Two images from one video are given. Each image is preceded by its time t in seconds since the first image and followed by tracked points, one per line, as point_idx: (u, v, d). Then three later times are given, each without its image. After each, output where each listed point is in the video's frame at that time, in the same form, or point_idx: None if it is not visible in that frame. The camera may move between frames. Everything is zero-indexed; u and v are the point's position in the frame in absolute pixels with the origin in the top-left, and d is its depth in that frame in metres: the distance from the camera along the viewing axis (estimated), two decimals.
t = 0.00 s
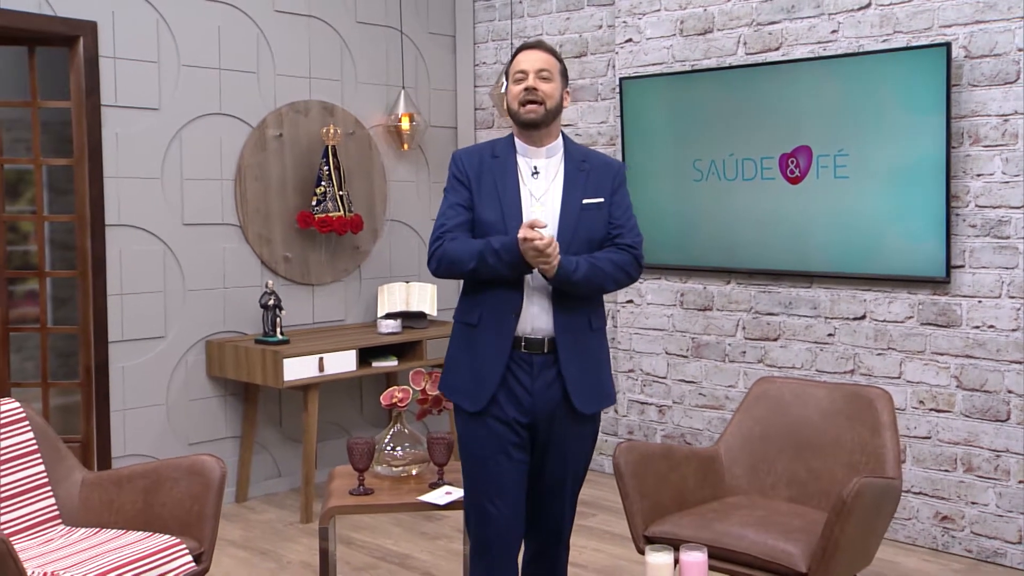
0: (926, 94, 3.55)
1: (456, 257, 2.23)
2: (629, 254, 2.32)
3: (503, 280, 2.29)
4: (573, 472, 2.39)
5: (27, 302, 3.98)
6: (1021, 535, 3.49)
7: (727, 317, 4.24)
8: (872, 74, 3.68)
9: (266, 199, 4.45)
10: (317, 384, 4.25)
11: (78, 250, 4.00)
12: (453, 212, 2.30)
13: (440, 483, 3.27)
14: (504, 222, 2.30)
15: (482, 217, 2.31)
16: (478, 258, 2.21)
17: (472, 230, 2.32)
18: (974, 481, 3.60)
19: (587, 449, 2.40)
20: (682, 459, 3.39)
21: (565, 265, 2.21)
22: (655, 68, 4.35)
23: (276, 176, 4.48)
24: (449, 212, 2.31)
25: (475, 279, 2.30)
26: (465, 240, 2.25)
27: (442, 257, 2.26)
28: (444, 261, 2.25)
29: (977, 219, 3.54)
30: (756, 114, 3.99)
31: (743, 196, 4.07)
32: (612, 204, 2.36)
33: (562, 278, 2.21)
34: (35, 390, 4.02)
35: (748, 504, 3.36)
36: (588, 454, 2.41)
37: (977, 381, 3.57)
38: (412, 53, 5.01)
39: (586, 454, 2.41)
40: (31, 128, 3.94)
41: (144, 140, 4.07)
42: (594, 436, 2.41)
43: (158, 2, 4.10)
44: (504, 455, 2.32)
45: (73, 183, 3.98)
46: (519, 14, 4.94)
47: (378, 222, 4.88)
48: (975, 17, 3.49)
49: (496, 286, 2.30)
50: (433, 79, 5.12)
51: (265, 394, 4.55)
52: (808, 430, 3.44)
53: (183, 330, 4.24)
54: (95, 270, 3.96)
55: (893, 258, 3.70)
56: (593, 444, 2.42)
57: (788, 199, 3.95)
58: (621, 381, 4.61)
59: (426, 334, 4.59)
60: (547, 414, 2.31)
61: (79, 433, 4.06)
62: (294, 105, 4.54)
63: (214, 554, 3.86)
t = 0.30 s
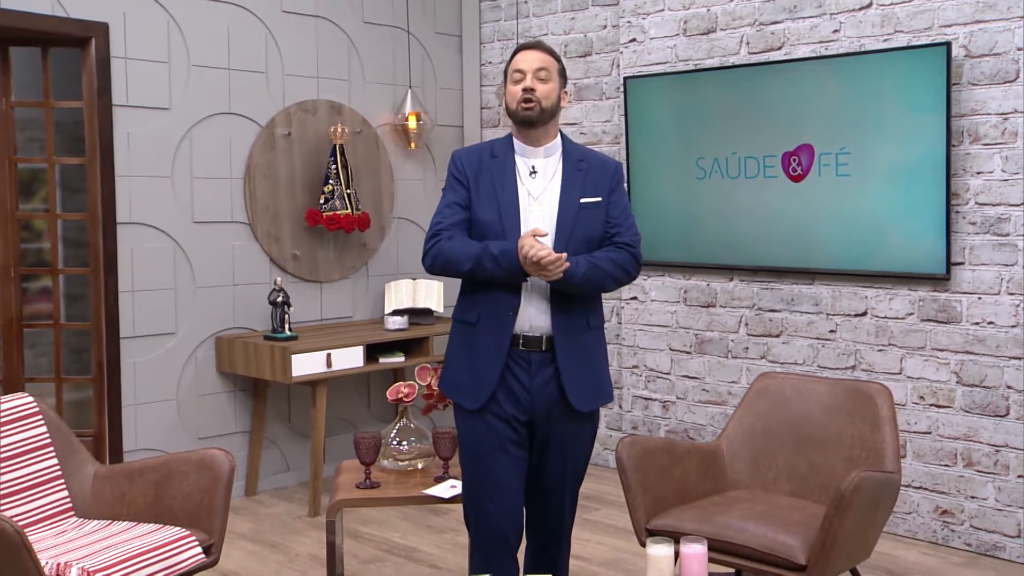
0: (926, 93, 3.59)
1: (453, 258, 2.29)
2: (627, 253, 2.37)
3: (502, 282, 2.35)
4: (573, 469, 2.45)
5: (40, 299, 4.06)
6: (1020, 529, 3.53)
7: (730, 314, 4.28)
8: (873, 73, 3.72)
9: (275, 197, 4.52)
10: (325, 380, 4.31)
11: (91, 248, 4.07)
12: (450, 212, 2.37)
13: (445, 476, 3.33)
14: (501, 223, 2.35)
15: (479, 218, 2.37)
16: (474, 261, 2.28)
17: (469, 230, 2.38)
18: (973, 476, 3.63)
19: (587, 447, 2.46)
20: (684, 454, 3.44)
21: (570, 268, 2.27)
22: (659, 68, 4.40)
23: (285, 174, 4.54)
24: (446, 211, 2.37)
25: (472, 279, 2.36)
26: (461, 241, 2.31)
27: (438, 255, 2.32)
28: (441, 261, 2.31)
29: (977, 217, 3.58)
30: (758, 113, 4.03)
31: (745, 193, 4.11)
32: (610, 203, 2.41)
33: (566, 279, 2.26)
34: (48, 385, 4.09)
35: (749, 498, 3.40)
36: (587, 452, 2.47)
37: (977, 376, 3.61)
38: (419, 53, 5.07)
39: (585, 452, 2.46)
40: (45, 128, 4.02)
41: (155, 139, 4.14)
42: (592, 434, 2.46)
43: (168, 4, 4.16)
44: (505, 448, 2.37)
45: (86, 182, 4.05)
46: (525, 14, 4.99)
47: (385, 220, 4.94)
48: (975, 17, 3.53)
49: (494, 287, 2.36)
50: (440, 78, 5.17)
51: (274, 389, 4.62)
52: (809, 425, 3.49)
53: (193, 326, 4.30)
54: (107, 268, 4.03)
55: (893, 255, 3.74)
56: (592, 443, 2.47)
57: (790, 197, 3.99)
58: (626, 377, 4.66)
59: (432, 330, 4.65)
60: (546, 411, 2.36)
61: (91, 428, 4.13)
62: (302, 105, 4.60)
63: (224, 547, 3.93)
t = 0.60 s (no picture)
0: (927, 92, 3.63)
1: (454, 260, 2.34)
2: (623, 252, 2.42)
3: (502, 283, 2.39)
4: (573, 465, 2.50)
5: (54, 296, 4.12)
6: (1019, 523, 3.56)
7: (734, 311, 4.32)
8: (875, 73, 3.75)
9: (284, 195, 4.58)
10: (334, 376, 4.37)
11: (104, 246, 4.13)
12: (447, 212, 2.40)
13: (450, 470, 3.38)
14: (499, 221, 2.39)
15: (477, 217, 2.41)
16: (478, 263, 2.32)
17: (467, 230, 2.42)
18: (974, 471, 3.67)
19: (586, 443, 2.52)
20: (687, 449, 3.48)
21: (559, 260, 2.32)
22: (663, 68, 4.44)
23: (294, 173, 4.60)
24: (444, 212, 2.41)
25: (472, 281, 2.41)
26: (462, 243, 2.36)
27: (439, 258, 2.36)
28: (442, 263, 2.35)
29: (978, 215, 3.61)
30: (761, 113, 4.08)
31: (749, 192, 4.15)
32: (607, 200, 2.46)
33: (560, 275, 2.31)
34: (62, 380, 4.16)
35: (750, 493, 3.45)
36: (587, 448, 2.52)
37: (977, 373, 3.64)
38: (426, 53, 5.12)
39: (584, 447, 2.52)
40: (58, 127, 4.08)
41: (167, 139, 4.20)
42: (591, 430, 2.52)
43: (180, 5, 4.22)
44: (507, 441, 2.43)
45: (98, 181, 4.11)
46: (532, 15, 5.04)
47: (393, 218, 5.00)
48: (976, 17, 3.56)
49: (494, 289, 2.41)
50: (447, 78, 5.22)
51: (284, 386, 4.68)
52: (810, 421, 3.53)
53: (204, 322, 4.37)
54: (119, 265, 4.10)
55: (895, 252, 3.78)
56: (591, 438, 2.53)
57: (793, 195, 4.03)
58: (631, 373, 4.71)
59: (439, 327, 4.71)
60: (547, 407, 2.41)
61: (104, 423, 4.20)
62: (311, 104, 4.66)
63: (234, 540, 3.99)
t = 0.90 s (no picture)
0: (927, 92, 3.66)
1: (454, 274, 2.38)
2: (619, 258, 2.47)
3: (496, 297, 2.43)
4: (574, 462, 2.55)
5: (65, 293, 4.19)
6: (1018, 518, 3.60)
7: (736, 308, 4.36)
8: (876, 72, 3.79)
9: (292, 193, 4.63)
10: (340, 372, 4.42)
11: (115, 243, 4.19)
12: (443, 220, 2.44)
13: (455, 465, 3.43)
14: (496, 229, 2.44)
15: (474, 223, 2.45)
16: (477, 279, 2.37)
17: (463, 235, 2.47)
18: (973, 466, 3.71)
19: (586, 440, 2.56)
20: (689, 443, 3.53)
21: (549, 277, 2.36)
22: (667, 67, 4.48)
23: (301, 172, 4.66)
24: (439, 219, 2.45)
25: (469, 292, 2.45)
26: (461, 254, 2.41)
27: (436, 268, 2.41)
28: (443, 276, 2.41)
29: (978, 212, 3.64)
30: (763, 111, 4.11)
31: (751, 190, 4.19)
32: (604, 203, 2.49)
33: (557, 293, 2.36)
34: (73, 376, 4.22)
35: (751, 487, 3.49)
36: (587, 445, 2.57)
37: (977, 369, 3.68)
38: (432, 53, 5.17)
39: (585, 444, 2.56)
40: (70, 127, 4.14)
41: (177, 138, 4.26)
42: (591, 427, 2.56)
43: (189, 6, 4.28)
44: (507, 437, 2.49)
45: (109, 179, 4.17)
46: (536, 15, 5.08)
47: (399, 216, 5.05)
48: (976, 17, 3.59)
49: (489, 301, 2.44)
50: (453, 78, 5.27)
51: (292, 381, 4.74)
52: (811, 416, 3.57)
53: (213, 318, 4.43)
54: (129, 263, 4.16)
55: (895, 250, 3.82)
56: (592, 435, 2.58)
57: (794, 193, 4.07)
58: (635, 369, 4.76)
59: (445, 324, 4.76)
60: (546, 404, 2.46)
61: (115, 418, 4.26)
62: (318, 104, 4.71)
63: (242, 533, 4.05)
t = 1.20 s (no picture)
0: (929, 90, 3.69)
1: (455, 287, 2.43)
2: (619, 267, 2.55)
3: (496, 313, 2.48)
4: (574, 459, 2.60)
5: (77, 289, 4.24)
6: (1019, 512, 3.63)
7: (740, 304, 4.40)
8: (879, 71, 3.82)
9: (300, 191, 4.68)
10: (348, 368, 4.47)
11: (125, 241, 4.25)
12: (442, 230, 2.48)
13: (461, 459, 3.48)
14: (496, 241, 2.48)
15: (473, 232, 2.49)
16: (477, 294, 2.41)
17: (462, 243, 2.51)
18: (974, 461, 3.74)
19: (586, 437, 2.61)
20: (693, 438, 3.57)
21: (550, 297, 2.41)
22: (672, 66, 4.52)
23: (310, 170, 4.71)
24: (438, 229, 2.48)
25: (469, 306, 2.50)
26: (462, 265, 2.45)
27: (438, 281, 2.46)
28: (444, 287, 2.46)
29: (979, 210, 3.67)
30: (767, 110, 4.15)
31: (755, 187, 4.23)
32: (603, 210, 2.54)
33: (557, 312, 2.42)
34: (85, 371, 4.28)
35: (754, 481, 3.53)
36: (587, 442, 2.62)
37: (978, 365, 3.71)
38: (439, 52, 5.21)
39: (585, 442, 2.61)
40: (81, 125, 4.20)
41: (186, 137, 4.32)
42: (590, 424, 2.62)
43: (199, 6, 4.33)
44: (508, 432, 2.53)
45: (120, 177, 4.23)
46: (542, 14, 5.12)
47: (407, 214, 5.10)
48: (977, 16, 3.62)
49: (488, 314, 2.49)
50: (459, 77, 5.31)
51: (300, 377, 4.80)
52: (813, 411, 3.61)
53: (222, 315, 4.48)
54: (139, 260, 4.21)
55: (898, 248, 3.85)
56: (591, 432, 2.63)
57: (798, 191, 4.10)
58: (639, 366, 4.80)
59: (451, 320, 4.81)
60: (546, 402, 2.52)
61: (126, 413, 4.32)
62: (326, 102, 4.76)
63: (251, 526, 4.10)
